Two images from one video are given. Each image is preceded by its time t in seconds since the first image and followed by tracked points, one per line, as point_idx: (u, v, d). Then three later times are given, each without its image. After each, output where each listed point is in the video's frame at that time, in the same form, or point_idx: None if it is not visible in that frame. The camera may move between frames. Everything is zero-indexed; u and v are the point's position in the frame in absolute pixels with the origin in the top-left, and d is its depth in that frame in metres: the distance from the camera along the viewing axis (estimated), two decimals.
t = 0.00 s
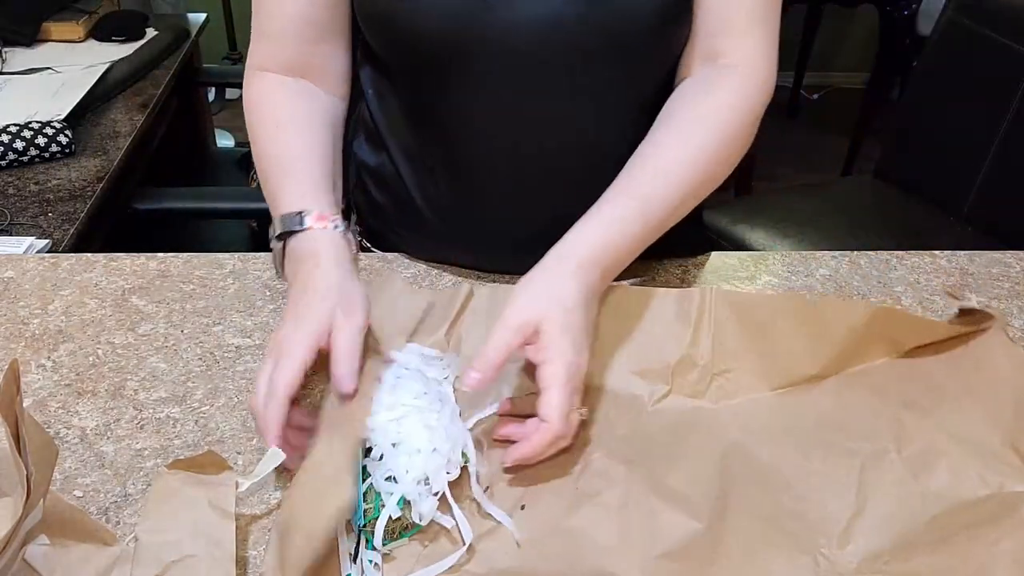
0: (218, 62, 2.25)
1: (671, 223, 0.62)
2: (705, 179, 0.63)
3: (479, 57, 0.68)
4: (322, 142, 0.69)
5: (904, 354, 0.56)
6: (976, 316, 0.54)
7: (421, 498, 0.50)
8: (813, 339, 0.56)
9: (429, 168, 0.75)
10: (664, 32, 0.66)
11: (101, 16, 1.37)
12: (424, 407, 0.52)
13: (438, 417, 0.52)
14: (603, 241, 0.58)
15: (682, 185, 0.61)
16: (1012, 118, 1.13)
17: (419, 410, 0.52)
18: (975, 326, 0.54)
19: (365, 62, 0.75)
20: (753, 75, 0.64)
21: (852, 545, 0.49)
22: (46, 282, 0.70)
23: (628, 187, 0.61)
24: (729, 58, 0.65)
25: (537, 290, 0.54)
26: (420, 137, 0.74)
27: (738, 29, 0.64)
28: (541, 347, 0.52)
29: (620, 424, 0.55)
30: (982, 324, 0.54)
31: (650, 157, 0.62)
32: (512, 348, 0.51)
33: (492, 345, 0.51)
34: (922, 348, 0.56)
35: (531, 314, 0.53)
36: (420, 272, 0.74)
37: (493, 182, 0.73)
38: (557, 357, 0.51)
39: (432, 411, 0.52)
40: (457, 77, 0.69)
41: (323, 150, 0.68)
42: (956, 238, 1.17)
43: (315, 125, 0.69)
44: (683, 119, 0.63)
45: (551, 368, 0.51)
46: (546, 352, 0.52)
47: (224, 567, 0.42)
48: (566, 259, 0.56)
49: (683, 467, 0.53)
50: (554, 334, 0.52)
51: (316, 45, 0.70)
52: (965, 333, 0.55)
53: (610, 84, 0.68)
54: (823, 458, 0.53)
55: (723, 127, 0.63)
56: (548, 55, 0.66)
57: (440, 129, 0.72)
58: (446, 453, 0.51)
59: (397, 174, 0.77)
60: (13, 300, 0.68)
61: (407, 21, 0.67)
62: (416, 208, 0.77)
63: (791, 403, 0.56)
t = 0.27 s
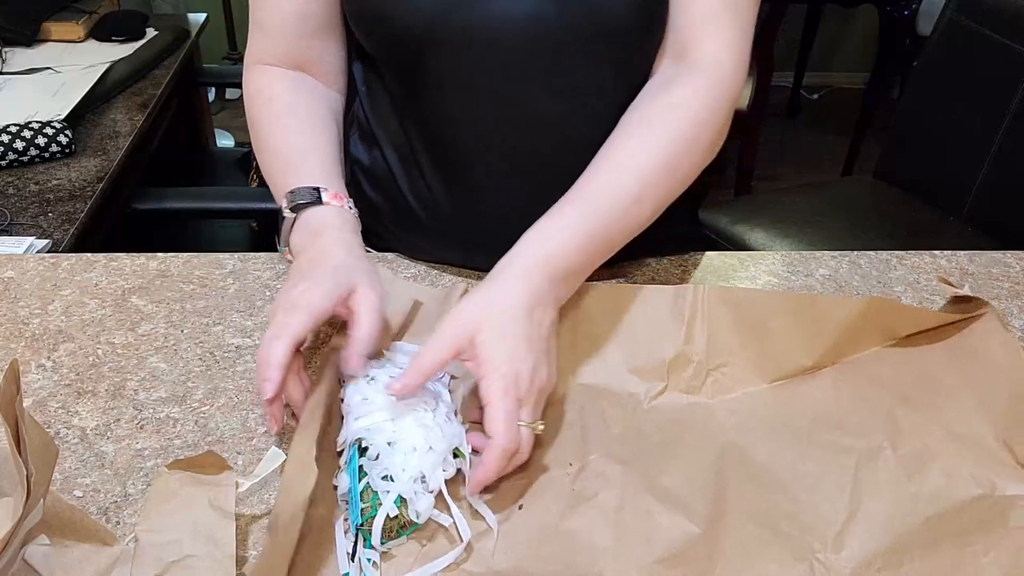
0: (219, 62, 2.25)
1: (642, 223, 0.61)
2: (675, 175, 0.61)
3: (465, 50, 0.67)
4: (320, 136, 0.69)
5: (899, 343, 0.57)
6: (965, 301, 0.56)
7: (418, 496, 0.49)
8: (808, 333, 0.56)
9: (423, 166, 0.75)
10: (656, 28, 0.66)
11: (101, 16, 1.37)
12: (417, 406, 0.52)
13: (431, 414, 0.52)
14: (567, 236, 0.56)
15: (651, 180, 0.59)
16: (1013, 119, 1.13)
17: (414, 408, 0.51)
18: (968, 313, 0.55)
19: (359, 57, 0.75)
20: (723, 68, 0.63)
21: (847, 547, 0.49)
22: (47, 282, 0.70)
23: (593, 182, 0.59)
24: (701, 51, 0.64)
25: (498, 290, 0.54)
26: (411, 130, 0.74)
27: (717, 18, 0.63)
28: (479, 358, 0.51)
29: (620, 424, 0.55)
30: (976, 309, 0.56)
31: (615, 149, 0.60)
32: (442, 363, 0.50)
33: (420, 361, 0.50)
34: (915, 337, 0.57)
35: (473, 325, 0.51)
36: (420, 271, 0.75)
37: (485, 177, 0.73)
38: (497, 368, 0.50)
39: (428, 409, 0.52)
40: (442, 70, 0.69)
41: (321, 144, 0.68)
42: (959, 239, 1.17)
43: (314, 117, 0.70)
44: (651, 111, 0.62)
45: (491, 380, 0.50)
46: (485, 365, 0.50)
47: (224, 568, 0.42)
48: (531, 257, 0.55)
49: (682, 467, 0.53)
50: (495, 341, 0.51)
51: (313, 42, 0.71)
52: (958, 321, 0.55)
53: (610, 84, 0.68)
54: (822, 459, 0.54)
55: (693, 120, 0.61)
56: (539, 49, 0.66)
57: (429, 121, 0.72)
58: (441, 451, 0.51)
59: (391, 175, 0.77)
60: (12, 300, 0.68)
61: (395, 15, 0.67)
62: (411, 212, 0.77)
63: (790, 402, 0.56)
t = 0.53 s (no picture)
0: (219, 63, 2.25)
1: (628, 226, 0.60)
2: (661, 178, 0.60)
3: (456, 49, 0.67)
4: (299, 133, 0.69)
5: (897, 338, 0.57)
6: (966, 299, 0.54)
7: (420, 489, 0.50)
8: (803, 333, 0.56)
9: (420, 166, 0.75)
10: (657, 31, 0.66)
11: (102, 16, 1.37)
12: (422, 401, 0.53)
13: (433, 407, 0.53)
14: (549, 243, 0.57)
15: (635, 184, 0.59)
16: (1013, 118, 1.13)
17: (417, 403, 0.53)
18: (964, 311, 0.54)
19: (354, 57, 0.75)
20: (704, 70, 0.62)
21: (843, 543, 0.49)
22: (47, 282, 0.70)
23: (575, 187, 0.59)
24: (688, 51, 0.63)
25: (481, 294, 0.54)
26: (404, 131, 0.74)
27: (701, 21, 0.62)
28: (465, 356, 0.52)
29: (619, 422, 0.55)
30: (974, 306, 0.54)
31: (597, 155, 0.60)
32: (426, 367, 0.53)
33: (412, 362, 0.53)
34: (912, 332, 0.56)
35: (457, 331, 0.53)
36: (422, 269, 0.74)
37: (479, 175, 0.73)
38: (481, 366, 0.52)
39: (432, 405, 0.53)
40: (433, 70, 0.69)
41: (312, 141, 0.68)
42: (958, 239, 1.17)
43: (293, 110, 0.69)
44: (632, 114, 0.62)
45: (474, 378, 0.51)
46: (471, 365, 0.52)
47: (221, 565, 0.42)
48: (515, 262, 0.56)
49: (679, 463, 0.53)
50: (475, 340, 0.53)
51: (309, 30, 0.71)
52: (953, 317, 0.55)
53: (608, 82, 0.69)
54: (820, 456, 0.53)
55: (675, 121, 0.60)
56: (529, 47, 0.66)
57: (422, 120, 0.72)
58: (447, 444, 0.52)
59: (389, 178, 0.78)
60: (13, 300, 0.68)
61: (381, 14, 0.67)
62: (412, 214, 0.77)
63: (787, 400, 0.56)
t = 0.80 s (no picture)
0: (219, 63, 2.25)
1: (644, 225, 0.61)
2: (676, 179, 0.61)
3: (460, 48, 0.68)
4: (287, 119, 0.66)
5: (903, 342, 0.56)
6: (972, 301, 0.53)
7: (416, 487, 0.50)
8: (803, 334, 0.56)
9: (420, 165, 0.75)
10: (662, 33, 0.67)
11: (101, 16, 1.37)
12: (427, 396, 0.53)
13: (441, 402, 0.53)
14: (565, 250, 0.57)
15: (651, 185, 0.60)
16: (1013, 119, 1.13)
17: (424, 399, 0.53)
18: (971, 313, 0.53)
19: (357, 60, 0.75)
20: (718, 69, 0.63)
21: (841, 538, 0.49)
22: (47, 282, 0.70)
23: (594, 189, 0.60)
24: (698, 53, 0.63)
25: (504, 295, 0.55)
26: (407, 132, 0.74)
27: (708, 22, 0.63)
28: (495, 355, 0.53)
29: (618, 420, 0.55)
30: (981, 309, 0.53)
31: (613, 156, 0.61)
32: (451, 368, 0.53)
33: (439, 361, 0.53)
34: (920, 335, 0.55)
35: (485, 329, 0.53)
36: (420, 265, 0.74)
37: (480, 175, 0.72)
38: (511, 365, 0.52)
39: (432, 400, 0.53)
40: (436, 71, 0.69)
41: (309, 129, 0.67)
42: (960, 238, 1.18)
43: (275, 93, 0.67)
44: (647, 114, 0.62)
45: (500, 377, 0.51)
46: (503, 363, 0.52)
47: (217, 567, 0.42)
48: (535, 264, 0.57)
49: (677, 461, 0.53)
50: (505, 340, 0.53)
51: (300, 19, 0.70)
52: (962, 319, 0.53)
53: (607, 83, 0.69)
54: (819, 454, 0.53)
55: (690, 119, 0.61)
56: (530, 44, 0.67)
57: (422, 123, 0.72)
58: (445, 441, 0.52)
59: (392, 179, 0.77)
60: (13, 300, 0.68)
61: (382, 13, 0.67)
62: (415, 215, 0.77)
63: (786, 399, 0.56)
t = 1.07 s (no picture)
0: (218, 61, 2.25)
1: (652, 222, 0.61)
2: (682, 179, 0.61)
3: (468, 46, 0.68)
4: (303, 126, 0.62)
5: (902, 341, 0.56)
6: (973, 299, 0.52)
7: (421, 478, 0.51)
8: (804, 334, 0.56)
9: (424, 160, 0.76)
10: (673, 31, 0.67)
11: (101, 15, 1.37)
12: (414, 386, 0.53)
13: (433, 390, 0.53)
14: (573, 248, 0.57)
15: (659, 184, 0.60)
16: (1012, 119, 1.12)
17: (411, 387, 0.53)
18: (974, 311, 0.53)
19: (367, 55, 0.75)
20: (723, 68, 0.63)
21: (841, 544, 0.50)
22: (46, 282, 0.70)
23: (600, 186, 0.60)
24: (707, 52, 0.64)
25: (512, 293, 0.55)
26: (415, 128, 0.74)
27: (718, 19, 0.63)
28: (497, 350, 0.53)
29: (618, 420, 0.55)
30: (985, 308, 0.52)
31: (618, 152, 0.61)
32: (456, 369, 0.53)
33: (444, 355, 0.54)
34: (918, 335, 0.55)
35: (490, 325, 0.54)
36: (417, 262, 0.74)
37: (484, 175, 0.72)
38: (511, 361, 0.52)
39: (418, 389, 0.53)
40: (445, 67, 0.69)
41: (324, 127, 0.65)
42: (958, 239, 1.17)
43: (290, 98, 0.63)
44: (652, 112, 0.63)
45: (498, 370, 0.52)
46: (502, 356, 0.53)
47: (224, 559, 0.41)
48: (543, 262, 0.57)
49: (678, 462, 0.53)
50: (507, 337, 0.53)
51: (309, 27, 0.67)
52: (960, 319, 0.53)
53: (607, 83, 0.69)
54: (817, 454, 0.54)
55: (695, 116, 0.61)
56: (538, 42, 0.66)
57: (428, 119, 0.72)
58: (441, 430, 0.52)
59: (397, 176, 0.78)
60: (13, 300, 0.68)
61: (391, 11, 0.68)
62: (418, 213, 0.78)
63: (787, 398, 0.56)
